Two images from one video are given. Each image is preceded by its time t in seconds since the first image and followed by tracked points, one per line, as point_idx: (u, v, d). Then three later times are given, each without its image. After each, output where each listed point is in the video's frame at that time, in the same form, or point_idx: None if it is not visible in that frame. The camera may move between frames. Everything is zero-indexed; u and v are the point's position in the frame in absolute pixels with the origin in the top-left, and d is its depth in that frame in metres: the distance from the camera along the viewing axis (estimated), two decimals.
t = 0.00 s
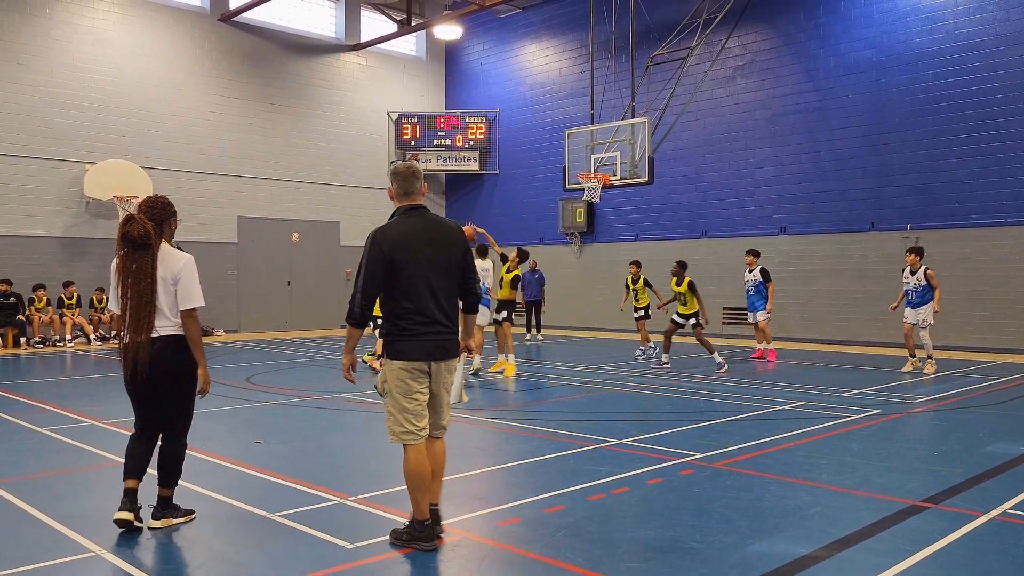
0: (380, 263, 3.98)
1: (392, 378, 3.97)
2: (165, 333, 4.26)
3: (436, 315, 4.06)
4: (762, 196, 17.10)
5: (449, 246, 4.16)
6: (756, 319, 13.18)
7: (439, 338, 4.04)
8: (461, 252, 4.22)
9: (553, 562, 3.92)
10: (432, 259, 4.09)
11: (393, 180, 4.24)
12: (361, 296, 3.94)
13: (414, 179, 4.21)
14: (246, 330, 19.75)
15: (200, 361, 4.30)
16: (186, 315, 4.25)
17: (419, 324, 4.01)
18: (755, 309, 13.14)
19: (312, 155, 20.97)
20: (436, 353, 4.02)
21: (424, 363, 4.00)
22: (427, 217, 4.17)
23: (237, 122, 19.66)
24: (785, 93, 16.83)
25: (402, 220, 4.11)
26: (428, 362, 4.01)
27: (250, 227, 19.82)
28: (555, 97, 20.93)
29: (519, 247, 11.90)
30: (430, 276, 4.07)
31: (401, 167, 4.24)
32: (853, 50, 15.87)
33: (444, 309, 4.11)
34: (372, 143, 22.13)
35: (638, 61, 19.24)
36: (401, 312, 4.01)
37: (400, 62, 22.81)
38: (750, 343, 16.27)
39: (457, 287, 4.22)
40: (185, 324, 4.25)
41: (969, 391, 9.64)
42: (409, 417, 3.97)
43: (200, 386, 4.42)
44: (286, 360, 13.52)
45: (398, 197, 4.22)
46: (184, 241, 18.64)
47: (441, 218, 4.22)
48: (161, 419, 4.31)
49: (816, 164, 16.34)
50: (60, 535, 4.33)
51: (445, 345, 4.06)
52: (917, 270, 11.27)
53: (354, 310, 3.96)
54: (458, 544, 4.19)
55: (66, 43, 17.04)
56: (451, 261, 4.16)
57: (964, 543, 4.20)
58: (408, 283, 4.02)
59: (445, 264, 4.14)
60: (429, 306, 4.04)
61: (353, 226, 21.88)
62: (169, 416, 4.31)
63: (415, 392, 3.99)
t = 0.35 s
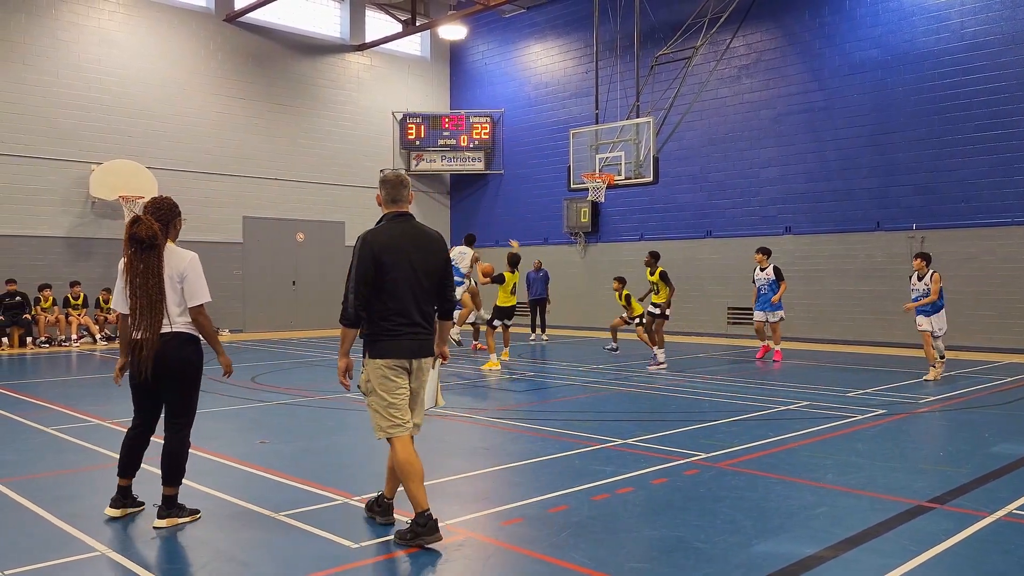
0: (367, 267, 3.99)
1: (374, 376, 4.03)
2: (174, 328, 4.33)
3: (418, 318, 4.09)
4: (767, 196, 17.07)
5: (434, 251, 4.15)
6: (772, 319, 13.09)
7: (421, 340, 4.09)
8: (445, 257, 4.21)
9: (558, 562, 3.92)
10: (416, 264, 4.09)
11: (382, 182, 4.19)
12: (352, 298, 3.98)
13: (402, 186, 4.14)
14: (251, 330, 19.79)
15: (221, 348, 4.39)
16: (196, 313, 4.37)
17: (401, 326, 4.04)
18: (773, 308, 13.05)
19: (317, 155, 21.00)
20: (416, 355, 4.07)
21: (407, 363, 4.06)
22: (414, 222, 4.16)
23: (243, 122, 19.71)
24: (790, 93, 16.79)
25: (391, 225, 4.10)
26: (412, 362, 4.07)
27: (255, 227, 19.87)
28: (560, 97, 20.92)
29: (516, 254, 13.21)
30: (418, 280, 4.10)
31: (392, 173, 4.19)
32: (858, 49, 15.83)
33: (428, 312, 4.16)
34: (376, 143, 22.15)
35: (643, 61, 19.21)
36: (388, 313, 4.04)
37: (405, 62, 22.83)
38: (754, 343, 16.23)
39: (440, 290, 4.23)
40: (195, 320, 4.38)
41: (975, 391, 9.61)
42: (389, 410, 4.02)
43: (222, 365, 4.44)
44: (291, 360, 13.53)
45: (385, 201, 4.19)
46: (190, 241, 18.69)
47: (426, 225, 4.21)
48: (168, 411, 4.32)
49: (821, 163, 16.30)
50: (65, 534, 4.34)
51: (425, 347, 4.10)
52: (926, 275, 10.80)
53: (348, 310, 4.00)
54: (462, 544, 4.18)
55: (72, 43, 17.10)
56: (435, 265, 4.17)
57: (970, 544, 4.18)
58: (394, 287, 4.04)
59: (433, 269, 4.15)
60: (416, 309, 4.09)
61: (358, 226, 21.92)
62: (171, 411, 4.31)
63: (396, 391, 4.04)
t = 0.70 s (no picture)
0: (354, 264, 4.24)
1: (356, 367, 4.29)
2: (160, 327, 4.35)
3: (400, 314, 4.36)
4: (770, 196, 17.06)
5: (416, 251, 4.43)
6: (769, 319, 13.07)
7: (402, 335, 4.35)
8: (426, 256, 4.49)
9: (561, 562, 3.92)
10: (400, 262, 4.36)
11: (370, 184, 4.48)
12: (341, 292, 4.22)
13: (386, 187, 4.47)
14: (254, 330, 19.80)
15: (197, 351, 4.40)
16: (179, 311, 4.36)
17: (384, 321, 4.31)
18: (772, 308, 13.04)
19: (320, 155, 21.02)
20: (397, 349, 4.33)
21: (388, 356, 4.32)
22: (399, 222, 4.44)
23: (247, 121, 19.75)
24: (793, 93, 16.77)
25: (377, 223, 4.38)
26: (394, 353, 4.33)
27: (258, 227, 19.90)
28: (563, 97, 20.91)
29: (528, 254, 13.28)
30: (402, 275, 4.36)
31: (380, 176, 4.49)
32: (862, 49, 15.81)
33: (410, 306, 4.43)
34: (380, 143, 22.16)
35: (646, 61, 19.20)
36: (372, 307, 4.29)
37: (408, 63, 22.84)
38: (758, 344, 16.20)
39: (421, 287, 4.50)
40: (178, 319, 4.37)
41: (979, 391, 9.59)
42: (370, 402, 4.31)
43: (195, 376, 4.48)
44: (293, 360, 13.54)
45: (372, 201, 4.48)
46: (193, 241, 18.71)
47: (411, 225, 4.49)
48: (162, 410, 4.34)
49: (824, 163, 16.28)
50: (70, 534, 4.34)
51: (406, 341, 4.37)
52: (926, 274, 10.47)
53: (337, 303, 4.23)
54: (466, 544, 4.18)
55: (76, 44, 17.13)
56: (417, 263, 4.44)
57: (975, 544, 4.17)
58: (377, 283, 4.30)
59: (415, 265, 4.43)
60: (398, 304, 4.35)
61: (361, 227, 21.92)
62: (164, 409, 4.33)
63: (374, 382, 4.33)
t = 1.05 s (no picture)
0: (322, 265, 4.32)
1: (329, 365, 4.38)
2: (151, 327, 4.37)
3: (372, 312, 4.36)
4: (772, 196, 17.04)
5: (389, 248, 4.41)
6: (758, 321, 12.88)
7: (373, 333, 4.35)
8: (402, 253, 4.45)
9: (563, 562, 3.92)
10: (370, 260, 4.36)
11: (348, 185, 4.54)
12: (310, 292, 4.33)
13: (362, 187, 4.48)
14: (257, 330, 19.81)
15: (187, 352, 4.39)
16: (171, 312, 4.34)
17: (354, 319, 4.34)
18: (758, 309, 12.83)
19: (322, 155, 21.03)
20: (367, 347, 4.34)
21: (359, 355, 4.34)
22: (373, 221, 4.45)
23: (249, 121, 19.77)
24: (796, 93, 16.75)
25: (350, 223, 4.43)
26: (364, 352, 4.34)
27: (261, 227, 19.92)
28: (565, 97, 20.91)
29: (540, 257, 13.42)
30: (373, 275, 4.36)
31: (358, 175, 4.53)
32: (864, 49, 15.78)
33: (385, 305, 4.41)
34: (382, 143, 22.17)
35: (648, 61, 19.19)
36: (343, 306, 4.35)
37: (411, 63, 22.85)
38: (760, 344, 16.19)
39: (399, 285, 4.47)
40: (168, 319, 4.37)
41: (982, 391, 9.58)
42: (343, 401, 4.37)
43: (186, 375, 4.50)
44: (295, 360, 13.55)
45: (351, 202, 4.52)
46: (195, 241, 18.73)
47: (387, 224, 4.48)
48: (155, 410, 4.36)
49: (826, 163, 16.27)
50: (73, 534, 4.35)
51: (378, 339, 4.36)
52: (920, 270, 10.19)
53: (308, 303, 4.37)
54: (468, 544, 4.18)
55: (78, 44, 17.15)
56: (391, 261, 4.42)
57: (977, 544, 4.17)
58: (346, 282, 4.35)
59: (389, 263, 4.41)
60: (369, 302, 4.36)
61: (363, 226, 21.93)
62: (156, 410, 4.35)
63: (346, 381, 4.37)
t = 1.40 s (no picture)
0: (298, 266, 4.43)
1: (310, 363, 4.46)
2: (151, 327, 4.37)
3: (347, 311, 4.39)
4: (774, 195, 17.03)
5: (362, 247, 4.41)
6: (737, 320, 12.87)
7: (348, 331, 4.37)
8: (377, 251, 4.43)
9: (565, 562, 3.92)
10: (344, 260, 4.40)
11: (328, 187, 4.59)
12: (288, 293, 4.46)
13: (339, 188, 4.50)
14: (259, 330, 19.82)
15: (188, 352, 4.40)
16: (171, 311, 4.35)
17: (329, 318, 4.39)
18: (733, 309, 12.77)
19: (324, 155, 21.04)
20: (342, 346, 4.36)
21: (334, 353, 4.38)
22: (350, 222, 4.47)
23: (251, 121, 19.79)
24: (797, 93, 16.74)
25: (326, 224, 4.47)
26: (337, 351, 4.37)
27: (263, 227, 19.93)
28: (566, 97, 20.91)
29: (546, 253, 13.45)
30: (344, 274, 4.39)
31: (336, 175, 4.56)
32: (866, 48, 15.77)
33: (362, 304, 4.41)
34: (384, 143, 22.19)
35: (649, 60, 19.20)
36: (319, 306, 4.42)
37: (413, 63, 22.87)
38: (762, 344, 16.18)
39: (376, 284, 4.46)
40: (169, 318, 4.37)
41: (983, 391, 9.58)
42: (321, 399, 4.45)
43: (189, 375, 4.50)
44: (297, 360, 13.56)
45: (331, 203, 4.57)
46: (197, 241, 18.74)
47: (364, 223, 4.48)
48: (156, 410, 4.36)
49: (828, 163, 16.26)
50: (76, 533, 4.35)
51: (353, 338, 4.37)
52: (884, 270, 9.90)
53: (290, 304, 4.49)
54: (471, 544, 4.19)
55: (80, 44, 17.17)
56: (365, 259, 4.42)
57: (979, 544, 4.17)
58: (321, 282, 4.41)
59: (363, 263, 4.41)
60: (343, 301, 4.39)
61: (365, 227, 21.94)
62: (158, 409, 4.35)
63: (324, 379, 4.43)
